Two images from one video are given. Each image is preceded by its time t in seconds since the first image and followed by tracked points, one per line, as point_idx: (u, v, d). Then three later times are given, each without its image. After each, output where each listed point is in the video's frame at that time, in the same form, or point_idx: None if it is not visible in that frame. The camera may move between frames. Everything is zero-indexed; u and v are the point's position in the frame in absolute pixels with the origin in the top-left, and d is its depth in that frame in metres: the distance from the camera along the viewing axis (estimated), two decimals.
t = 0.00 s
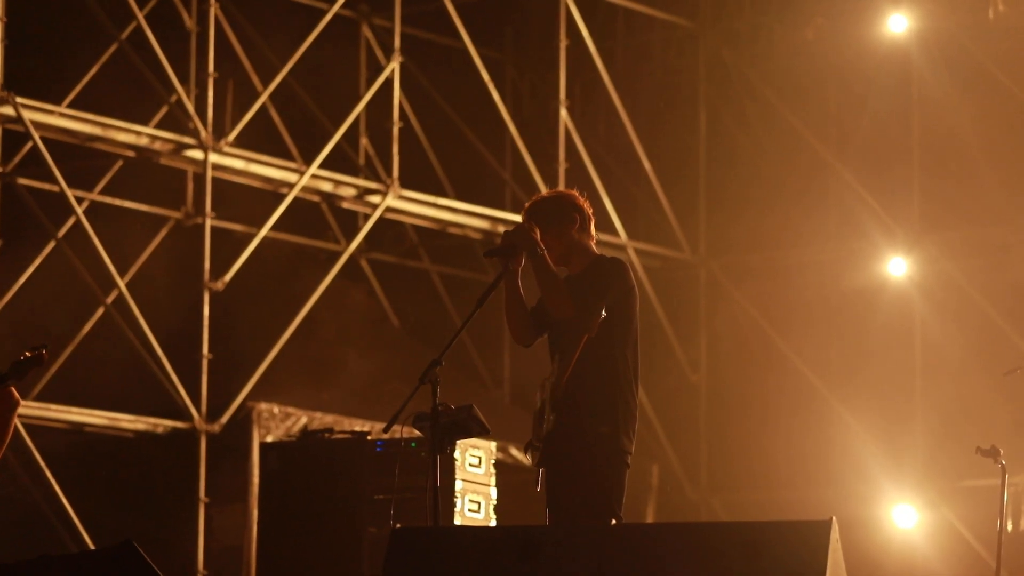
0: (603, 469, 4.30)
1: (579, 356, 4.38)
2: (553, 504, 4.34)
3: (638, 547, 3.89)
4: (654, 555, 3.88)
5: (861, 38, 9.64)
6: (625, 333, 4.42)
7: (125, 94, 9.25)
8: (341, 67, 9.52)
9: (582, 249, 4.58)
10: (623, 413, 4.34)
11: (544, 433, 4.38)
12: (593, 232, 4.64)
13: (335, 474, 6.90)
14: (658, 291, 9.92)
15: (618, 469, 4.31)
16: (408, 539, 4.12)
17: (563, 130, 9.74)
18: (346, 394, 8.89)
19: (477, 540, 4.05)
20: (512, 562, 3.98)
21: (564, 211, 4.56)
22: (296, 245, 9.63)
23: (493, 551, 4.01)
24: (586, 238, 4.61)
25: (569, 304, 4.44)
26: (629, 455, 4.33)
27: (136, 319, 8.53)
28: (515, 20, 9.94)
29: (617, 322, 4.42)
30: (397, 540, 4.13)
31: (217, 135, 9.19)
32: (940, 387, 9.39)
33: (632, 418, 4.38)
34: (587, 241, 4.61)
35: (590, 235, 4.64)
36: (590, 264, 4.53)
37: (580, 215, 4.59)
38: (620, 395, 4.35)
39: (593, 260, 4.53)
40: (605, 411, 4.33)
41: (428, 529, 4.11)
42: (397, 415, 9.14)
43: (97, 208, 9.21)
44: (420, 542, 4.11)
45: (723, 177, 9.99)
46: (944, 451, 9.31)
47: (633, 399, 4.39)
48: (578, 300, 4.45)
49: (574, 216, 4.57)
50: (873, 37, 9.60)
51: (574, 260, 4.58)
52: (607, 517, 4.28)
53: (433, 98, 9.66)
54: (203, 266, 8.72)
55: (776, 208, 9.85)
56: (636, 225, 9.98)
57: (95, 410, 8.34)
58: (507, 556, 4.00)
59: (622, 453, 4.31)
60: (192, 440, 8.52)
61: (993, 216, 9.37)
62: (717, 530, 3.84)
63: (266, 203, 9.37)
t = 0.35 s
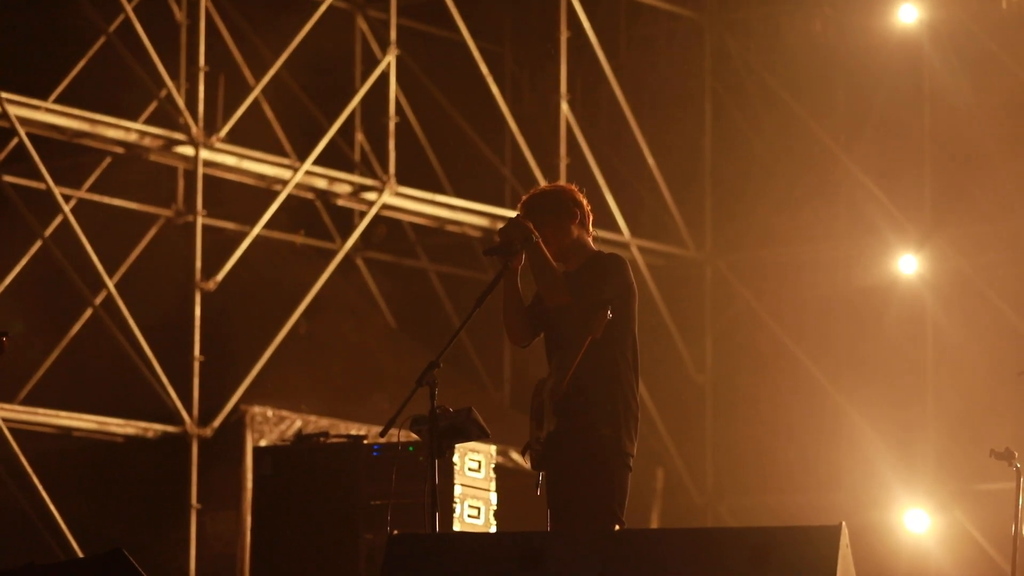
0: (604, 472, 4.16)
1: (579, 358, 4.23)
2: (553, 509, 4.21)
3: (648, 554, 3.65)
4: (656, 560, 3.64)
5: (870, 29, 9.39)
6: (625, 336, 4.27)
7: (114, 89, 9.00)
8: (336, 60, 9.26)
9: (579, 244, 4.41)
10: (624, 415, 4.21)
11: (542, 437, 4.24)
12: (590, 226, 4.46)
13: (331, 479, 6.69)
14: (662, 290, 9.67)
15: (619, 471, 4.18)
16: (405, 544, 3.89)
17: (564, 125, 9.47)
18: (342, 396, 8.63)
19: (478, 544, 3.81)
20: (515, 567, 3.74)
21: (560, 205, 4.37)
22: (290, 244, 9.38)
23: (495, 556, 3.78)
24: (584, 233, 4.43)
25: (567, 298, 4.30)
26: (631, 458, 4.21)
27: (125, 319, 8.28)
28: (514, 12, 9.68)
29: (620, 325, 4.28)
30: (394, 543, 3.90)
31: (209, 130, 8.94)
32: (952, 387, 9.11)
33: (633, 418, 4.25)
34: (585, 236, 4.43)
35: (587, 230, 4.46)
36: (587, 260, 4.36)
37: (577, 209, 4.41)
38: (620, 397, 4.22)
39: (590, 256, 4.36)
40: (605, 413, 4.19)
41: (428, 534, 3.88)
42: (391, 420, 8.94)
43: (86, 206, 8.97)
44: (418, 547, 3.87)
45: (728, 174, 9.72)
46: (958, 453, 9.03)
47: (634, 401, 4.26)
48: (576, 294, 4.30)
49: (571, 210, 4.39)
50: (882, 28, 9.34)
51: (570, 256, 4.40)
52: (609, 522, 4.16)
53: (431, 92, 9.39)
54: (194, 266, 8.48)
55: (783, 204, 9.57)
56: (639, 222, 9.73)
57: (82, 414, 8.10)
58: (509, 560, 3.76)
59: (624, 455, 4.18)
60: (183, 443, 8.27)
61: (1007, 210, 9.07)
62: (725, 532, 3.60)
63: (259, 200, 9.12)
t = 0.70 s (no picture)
0: (609, 475, 4.00)
1: (577, 357, 4.11)
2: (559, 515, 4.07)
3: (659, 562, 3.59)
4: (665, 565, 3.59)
5: (882, 18, 9.13)
6: (625, 334, 4.12)
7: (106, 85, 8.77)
8: (334, 54, 9.03)
9: (581, 242, 4.27)
10: (629, 413, 4.05)
11: (545, 440, 4.11)
12: (592, 223, 4.32)
13: (332, 480, 6.53)
14: (670, 288, 9.44)
15: (624, 474, 4.01)
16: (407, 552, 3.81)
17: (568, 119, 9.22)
18: (342, 399, 8.41)
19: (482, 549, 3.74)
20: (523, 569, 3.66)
21: (561, 202, 4.24)
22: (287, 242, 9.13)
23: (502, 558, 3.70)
24: (585, 230, 4.30)
25: (566, 296, 4.13)
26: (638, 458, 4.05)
27: (118, 321, 8.05)
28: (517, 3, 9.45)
29: (619, 324, 4.12)
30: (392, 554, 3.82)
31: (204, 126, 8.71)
32: (968, 385, 8.84)
33: (640, 419, 4.09)
34: (586, 233, 4.30)
35: (588, 227, 4.33)
36: (588, 256, 4.21)
37: (579, 206, 4.27)
38: (623, 394, 4.06)
39: (591, 252, 4.21)
40: (608, 411, 4.04)
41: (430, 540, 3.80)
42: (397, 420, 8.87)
43: (78, 205, 8.74)
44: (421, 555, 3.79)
45: (737, 168, 9.47)
46: (975, 454, 8.76)
47: (639, 400, 4.10)
48: (574, 290, 4.14)
49: (572, 206, 4.25)
50: (894, 17, 9.09)
51: (572, 254, 4.26)
52: (616, 527, 3.99)
53: (431, 86, 9.14)
54: (189, 265, 8.25)
55: (794, 200, 9.32)
56: (646, 218, 9.49)
57: (74, 418, 7.88)
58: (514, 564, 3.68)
59: (630, 457, 4.02)
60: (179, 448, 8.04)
61: None
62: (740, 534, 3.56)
63: (256, 198, 8.89)
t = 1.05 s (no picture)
0: (616, 458, 3.83)
1: (581, 339, 3.92)
2: (563, 501, 3.89)
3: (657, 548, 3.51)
4: (663, 556, 3.51)
5: None
6: (630, 315, 3.94)
7: (97, 61, 8.52)
8: (331, 28, 8.78)
9: (584, 221, 4.11)
10: (635, 394, 3.88)
11: (549, 423, 3.93)
12: (595, 202, 4.16)
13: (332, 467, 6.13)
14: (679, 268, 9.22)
15: (631, 457, 3.84)
16: (412, 542, 3.82)
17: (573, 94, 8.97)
18: (340, 382, 8.18)
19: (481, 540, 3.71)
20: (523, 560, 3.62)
21: (564, 180, 4.07)
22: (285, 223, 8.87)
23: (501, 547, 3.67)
24: (588, 209, 4.13)
25: (565, 280, 3.95)
26: (644, 441, 3.87)
27: (110, 304, 7.82)
28: None
29: (621, 301, 3.95)
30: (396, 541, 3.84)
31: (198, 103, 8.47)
32: (984, 366, 8.58)
33: (646, 401, 3.91)
34: (589, 212, 4.13)
35: (592, 206, 4.16)
36: (590, 236, 4.04)
37: (583, 184, 4.10)
38: (629, 374, 3.88)
39: (594, 231, 4.05)
40: (612, 392, 3.86)
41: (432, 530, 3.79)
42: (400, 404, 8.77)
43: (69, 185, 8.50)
44: (423, 546, 3.79)
45: (746, 144, 9.23)
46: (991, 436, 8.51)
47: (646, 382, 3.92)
48: (573, 271, 3.96)
49: (575, 185, 4.08)
50: None
51: (575, 234, 4.10)
52: (623, 513, 3.81)
53: (432, 61, 8.89)
54: (184, 247, 8.04)
55: (803, 176, 9.09)
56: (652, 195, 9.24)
57: (65, 404, 7.64)
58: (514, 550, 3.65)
59: (635, 441, 3.84)
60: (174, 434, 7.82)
61: None
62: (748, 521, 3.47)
63: (252, 176, 8.66)
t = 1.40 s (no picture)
0: (619, 456, 3.61)
1: (584, 330, 3.70)
2: (565, 500, 3.67)
3: (652, 550, 3.28)
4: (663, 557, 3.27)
5: None
6: (633, 304, 3.71)
7: (86, 47, 8.31)
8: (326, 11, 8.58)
9: (586, 210, 3.88)
10: (641, 386, 3.65)
11: (550, 418, 3.70)
12: (597, 190, 3.93)
13: (318, 466, 5.56)
14: (682, 257, 9.05)
15: (634, 452, 3.61)
16: (404, 540, 3.61)
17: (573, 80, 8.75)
18: (335, 374, 7.99)
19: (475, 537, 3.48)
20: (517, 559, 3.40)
21: (565, 167, 3.85)
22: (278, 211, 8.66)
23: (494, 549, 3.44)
24: (591, 197, 3.91)
25: (567, 268, 3.75)
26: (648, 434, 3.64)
27: (100, 294, 7.61)
28: None
29: (625, 290, 3.72)
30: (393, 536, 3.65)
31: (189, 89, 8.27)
32: (996, 355, 8.36)
33: (651, 395, 3.68)
34: (592, 201, 3.91)
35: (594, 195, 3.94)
36: (592, 224, 3.81)
37: (585, 171, 3.88)
38: (635, 365, 3.66)
39: (596, 220, 3.82)
40: (616, 385, 3.64)
41: (424, 525, 3.59)
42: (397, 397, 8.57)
43: (57, 172, 8.29)
44: (415, 543, 3.58)
45: (750, 130, 9.04)
46: (1003, 427, 8.27)
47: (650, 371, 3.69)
48: (576, 261, 3.75)
49: (577, 172, 3.86)
50: None
51: (576, 223, 3.88)
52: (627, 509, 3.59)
53: (429, 46, 8.68)
54: (176, 236, 7.85)
55: (809, 165, 8.90)
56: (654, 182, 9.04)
57: (53, 397, 7.44)
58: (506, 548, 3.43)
59: (639, 435, 3.61)
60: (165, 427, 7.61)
61: None
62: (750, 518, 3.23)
63: (245, 164, 8.47)
